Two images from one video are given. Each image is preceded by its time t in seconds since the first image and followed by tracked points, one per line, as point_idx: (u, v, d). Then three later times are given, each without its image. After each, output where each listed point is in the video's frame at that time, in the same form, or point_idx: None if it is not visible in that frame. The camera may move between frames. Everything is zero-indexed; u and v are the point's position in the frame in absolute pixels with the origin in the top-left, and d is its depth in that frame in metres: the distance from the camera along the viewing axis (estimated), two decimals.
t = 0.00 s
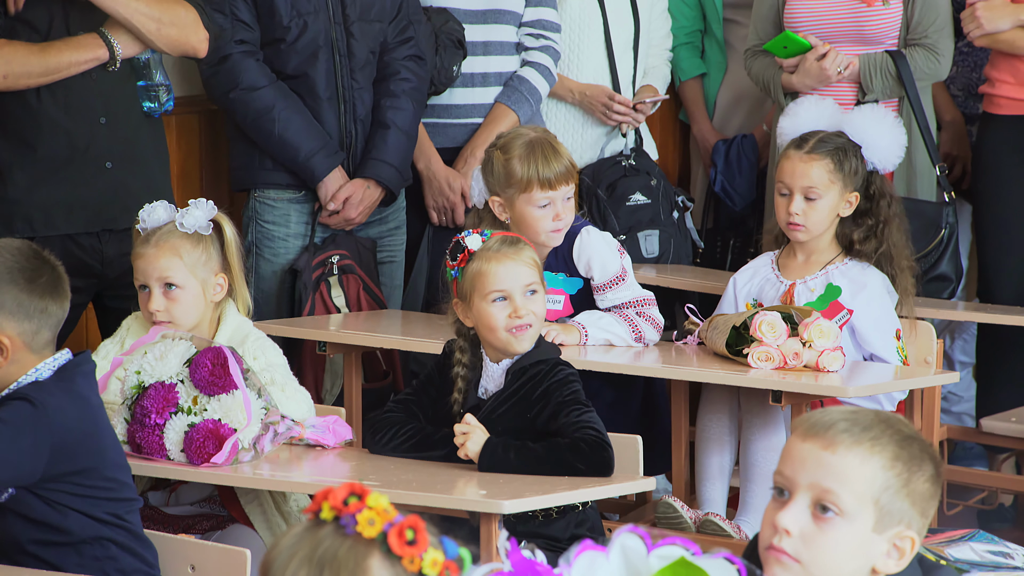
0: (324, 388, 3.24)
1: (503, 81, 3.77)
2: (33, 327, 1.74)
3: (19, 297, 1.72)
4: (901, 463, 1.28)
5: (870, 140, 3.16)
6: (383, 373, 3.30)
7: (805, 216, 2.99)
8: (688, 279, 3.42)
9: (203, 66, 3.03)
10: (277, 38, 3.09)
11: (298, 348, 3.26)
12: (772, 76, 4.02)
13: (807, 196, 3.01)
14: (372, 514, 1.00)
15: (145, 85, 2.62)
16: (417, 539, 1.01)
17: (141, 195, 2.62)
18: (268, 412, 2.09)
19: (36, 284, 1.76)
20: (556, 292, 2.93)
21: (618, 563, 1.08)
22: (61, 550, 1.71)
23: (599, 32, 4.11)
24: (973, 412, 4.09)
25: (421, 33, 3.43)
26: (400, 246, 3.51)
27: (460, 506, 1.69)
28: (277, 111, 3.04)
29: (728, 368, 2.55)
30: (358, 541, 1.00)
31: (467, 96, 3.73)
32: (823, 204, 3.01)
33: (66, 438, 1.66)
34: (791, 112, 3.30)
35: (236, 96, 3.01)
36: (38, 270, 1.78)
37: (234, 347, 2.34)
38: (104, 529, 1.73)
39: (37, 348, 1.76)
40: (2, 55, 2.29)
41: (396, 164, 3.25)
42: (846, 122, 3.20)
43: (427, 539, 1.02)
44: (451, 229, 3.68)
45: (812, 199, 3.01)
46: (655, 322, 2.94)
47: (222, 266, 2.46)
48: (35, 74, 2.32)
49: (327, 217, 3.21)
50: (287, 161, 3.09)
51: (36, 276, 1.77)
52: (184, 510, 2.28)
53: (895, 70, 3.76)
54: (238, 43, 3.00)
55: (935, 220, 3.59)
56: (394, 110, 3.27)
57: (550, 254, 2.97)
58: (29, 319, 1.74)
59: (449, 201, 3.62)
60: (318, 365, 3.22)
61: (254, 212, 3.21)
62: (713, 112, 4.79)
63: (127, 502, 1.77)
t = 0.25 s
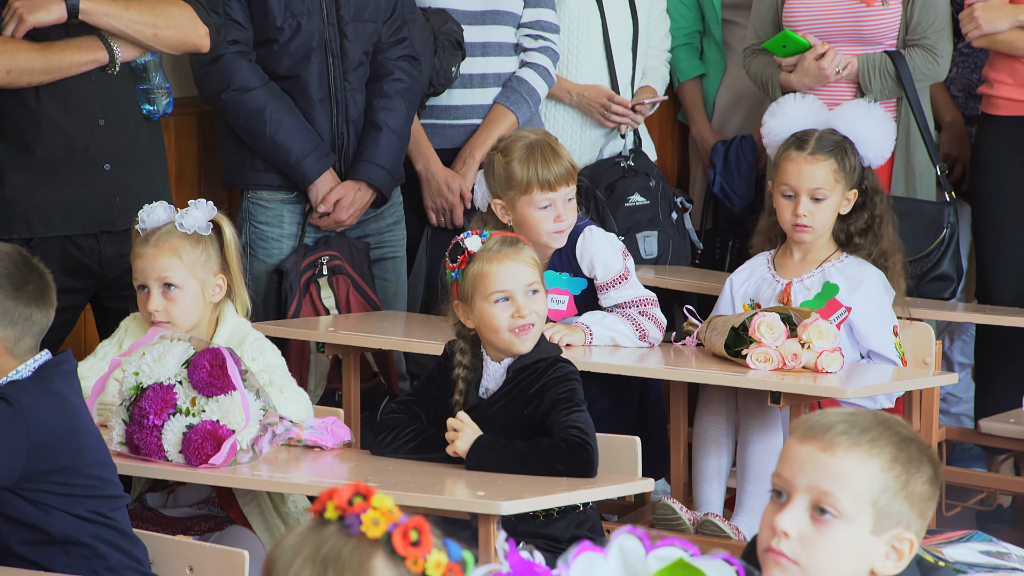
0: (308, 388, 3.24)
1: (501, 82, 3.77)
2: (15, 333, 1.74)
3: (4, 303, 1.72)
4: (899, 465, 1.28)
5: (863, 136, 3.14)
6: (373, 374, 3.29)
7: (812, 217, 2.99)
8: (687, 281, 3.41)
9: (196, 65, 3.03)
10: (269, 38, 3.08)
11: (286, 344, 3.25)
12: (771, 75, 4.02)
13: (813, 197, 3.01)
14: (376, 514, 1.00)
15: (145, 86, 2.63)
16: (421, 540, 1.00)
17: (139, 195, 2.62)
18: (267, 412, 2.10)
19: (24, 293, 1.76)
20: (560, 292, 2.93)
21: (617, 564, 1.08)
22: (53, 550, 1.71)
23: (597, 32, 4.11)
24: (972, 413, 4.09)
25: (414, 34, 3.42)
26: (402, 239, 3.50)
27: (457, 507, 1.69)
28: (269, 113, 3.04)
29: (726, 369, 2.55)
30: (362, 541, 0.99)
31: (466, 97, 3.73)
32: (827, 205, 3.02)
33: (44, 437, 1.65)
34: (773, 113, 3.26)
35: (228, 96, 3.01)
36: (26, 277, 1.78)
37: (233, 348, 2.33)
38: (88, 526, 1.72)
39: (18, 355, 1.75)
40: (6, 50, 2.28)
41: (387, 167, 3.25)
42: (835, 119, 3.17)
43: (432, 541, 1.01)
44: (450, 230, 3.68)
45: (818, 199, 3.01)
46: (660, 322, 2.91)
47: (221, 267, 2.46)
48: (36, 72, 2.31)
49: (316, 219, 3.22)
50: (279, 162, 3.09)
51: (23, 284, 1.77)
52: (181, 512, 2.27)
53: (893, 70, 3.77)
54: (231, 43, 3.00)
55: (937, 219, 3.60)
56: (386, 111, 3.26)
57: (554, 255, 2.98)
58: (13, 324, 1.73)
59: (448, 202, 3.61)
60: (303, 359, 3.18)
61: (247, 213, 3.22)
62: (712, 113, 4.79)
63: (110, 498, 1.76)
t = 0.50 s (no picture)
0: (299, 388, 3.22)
1: (500, 82, 3.76)
2: (15, 334, 1.74)
3: (2, 305, 1.72)
4: (898, 467, 1.28)
5: (856, 136, 3.17)
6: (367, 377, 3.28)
7: (807, 220, 2.99)
8: (686, 282, 3.41)
9: (192, 65, 3.02)
10: (265, 40, 3.08)
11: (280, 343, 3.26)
12: (769, 75, 4.02)
13: (808, 201, 3.01)
14: (377, 515, 1.00)
15: (151, 88, 2.62)
16: (423, 541, 1.00)
17: (137, 196, 2.62)
18: (267, 413, 2.10)
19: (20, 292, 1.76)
20: (567, 287, 2.93)
21: (616, 565, 1.07)
22: (55, 550, 1.71)
23: (596, 33, 4.11)
24: (971, 413, 4.09)
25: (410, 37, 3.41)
26: (399, 238, 3.49)
27: (456, 508, 1.69)
28: (265, 114, 3.04)
29: (725, 369, 2.55)
30: (363, 541, 0.99)
31: (464, 97, 3.73)
32: (822, 208, 3.01)
33: (44, 438, 1.64)
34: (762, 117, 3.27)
35: (224, 97, 3.01)
36: (23, 279, 1.78)
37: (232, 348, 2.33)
38: (90, 526, 1.72)
39: (18, 355, 1.75)
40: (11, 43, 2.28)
41: (382, 170, 3.25)
42: (826, 120, 3.18)
43: (433, 542, 1.01)
44: (449, 230, 3.68)
45: (813, 202, 3.01)
46: (667, 322, 2.93)
47: (220, 267, 2.46)
48: (42, 64, 2.32)
49: (310, 222, 3.21)
50: (274, 165, 3.09)
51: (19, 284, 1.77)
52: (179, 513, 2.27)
53: (892, 70, 3.77)
54: (227, 45, 3.00)
55: (936, 219, 3.59)
56: (380, 114, 3.26)
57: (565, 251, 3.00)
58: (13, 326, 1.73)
59: (447, 202, 3.62)
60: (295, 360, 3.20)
61: (241, 213, 3.22)
62: (711, 113, 4.79)
63: (111, 497, 1.76)
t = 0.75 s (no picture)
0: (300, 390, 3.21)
1: (500, 82, 3.76)
2: (27, 330, 1.74)
3: (16, 301, 1.72)
4: (898, 468, 1.28)
5: (853, 135, 3.14)
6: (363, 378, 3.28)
7: (803, 225, 2.99)
8: (687, 282, 3.42)
9: (189, 64, 3.02)
10: (263, 40, 3.08)
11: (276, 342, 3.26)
12: (769, 76, 4.02)
13: (803, 206, 3.01)
14: (380, 515, 1.00)
15: (151, 85, 2.61)
16: (426, 541, 1.00)
17: (137, 196, 2.61)
18: (267, 414, 2.09)
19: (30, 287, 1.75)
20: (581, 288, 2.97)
21: (617, 566, 1.07)
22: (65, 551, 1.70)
23: (596, 33, 4.11)
24: (972, 414, 4.10)
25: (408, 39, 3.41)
26: (399, 237, 3.49)
27: (456, 508, 1.69)
28: (261, 115, 3.04)
29: (726, 370, 2.55)
30: (366, 541, 0.99)
31: (464, 98, 3.73)
32: (818, 213, 3.01)
33: (58, 437, 1.65)
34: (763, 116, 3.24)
35: (221, 96, 3.01)
36: (35, 275, 1.78)
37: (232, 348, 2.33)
38: (98, 527, 1.72)
39: (30, 352, 1.75)
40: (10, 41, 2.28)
41: (376, 173, 3.25)
42: (824, 121, 3.17)
43: (436, 542, 1.01)
44: (450, 230, 3.69)
45: (808, 208, 3.01)
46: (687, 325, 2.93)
47: (220, 268, 2.45)
48: (40, 64, 2.33)
49: (305, 223, 3.20)
50: (269, 165, 3.09)
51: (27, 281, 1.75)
52: (180, 513, 2.27)
53: (892, 70, 3.77)
54: (225, 44, 2.99)
55: (936, 219, 3.59)
56: (378, 116, 3.26)
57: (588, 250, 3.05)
58: (25, 323, 1.73)
59: (447, 203, 3.62)
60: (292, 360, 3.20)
61: (237, 214, 3.22)
62: (711, 113, 4.79)
63: (120, 499, 1.76)
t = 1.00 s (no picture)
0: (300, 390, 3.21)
1: (501, 83, 3.77)
2: (89, 326, 1.61)
3: (73, 296, 1.58)
4: (899, 469, 1.27)
5: (852, 147, 2.97)
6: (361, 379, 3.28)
7: (772, 230, 3.01)
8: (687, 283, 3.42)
9: (193, 64, 3.03)
10: (266, 41, 3.07)
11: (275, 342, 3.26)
12: (769, 77, 4.02)
13: (774, 213, 3.00)
14: (379, 518, 0.99)
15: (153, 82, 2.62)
16: (425, 543, 1.00)
17: (138, 197, 2.61)
18: (267, 416, 2.09)
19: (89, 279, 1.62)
20: (599, 280, 3.02)
21: (616, 566, 1.07)
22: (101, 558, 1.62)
23: (597, 34, 4.11)
24: (972, 415, 4.09)
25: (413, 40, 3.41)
26: (398, 243, 3.49)
27: (456, 509, 1.69)
28: (265, 115, 3.04)
29: (726, 371, 2.54)
30: (365, 543, 0.99)
31: (465, 99, 3.73)
32: (790, 219, 2.98)
33: (116, 443, 1.58)
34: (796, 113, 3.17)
35: (223, 97, 3.02)
36: (90, 270, 1.63)
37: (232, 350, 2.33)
38: (136, 538, 1.64)
39: (88, 347, 1.61)
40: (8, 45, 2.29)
41: (381, 173, 3.25)
42: (830, 131, 3.04)
43: (435, 544, 1.01)
44: (450, 231, 3.69)
45: (779, 214, 3.00)
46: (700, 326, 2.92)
47: (219, 269, 2.45)
48: (44, 62, 2.33)
49: (310, 223, 3.21)
50: (271, 165, 3.09)
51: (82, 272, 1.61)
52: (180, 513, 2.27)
53: (893, 72, 3.76)
54: (228, 44, 3.00)
55: (937, 220, 3.59)
56: (381, 117, 3.26)
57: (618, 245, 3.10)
58: (88, 319, 1.61)
59: (448, 204, 3.63)
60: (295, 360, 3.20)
61: (239, 214, 3.21)
62: (711, 115, 4.80)
63: (157, 511, 1.69)
